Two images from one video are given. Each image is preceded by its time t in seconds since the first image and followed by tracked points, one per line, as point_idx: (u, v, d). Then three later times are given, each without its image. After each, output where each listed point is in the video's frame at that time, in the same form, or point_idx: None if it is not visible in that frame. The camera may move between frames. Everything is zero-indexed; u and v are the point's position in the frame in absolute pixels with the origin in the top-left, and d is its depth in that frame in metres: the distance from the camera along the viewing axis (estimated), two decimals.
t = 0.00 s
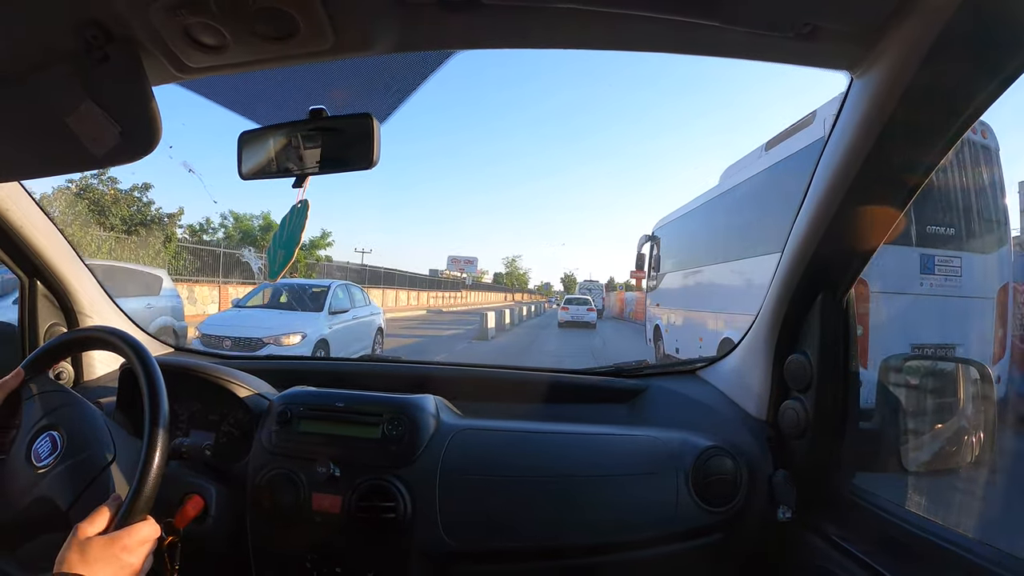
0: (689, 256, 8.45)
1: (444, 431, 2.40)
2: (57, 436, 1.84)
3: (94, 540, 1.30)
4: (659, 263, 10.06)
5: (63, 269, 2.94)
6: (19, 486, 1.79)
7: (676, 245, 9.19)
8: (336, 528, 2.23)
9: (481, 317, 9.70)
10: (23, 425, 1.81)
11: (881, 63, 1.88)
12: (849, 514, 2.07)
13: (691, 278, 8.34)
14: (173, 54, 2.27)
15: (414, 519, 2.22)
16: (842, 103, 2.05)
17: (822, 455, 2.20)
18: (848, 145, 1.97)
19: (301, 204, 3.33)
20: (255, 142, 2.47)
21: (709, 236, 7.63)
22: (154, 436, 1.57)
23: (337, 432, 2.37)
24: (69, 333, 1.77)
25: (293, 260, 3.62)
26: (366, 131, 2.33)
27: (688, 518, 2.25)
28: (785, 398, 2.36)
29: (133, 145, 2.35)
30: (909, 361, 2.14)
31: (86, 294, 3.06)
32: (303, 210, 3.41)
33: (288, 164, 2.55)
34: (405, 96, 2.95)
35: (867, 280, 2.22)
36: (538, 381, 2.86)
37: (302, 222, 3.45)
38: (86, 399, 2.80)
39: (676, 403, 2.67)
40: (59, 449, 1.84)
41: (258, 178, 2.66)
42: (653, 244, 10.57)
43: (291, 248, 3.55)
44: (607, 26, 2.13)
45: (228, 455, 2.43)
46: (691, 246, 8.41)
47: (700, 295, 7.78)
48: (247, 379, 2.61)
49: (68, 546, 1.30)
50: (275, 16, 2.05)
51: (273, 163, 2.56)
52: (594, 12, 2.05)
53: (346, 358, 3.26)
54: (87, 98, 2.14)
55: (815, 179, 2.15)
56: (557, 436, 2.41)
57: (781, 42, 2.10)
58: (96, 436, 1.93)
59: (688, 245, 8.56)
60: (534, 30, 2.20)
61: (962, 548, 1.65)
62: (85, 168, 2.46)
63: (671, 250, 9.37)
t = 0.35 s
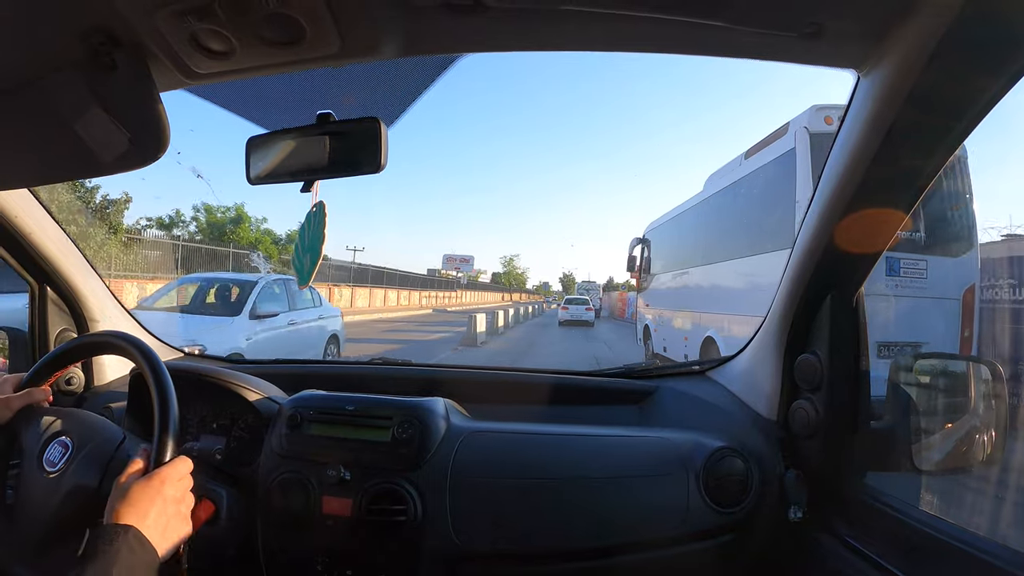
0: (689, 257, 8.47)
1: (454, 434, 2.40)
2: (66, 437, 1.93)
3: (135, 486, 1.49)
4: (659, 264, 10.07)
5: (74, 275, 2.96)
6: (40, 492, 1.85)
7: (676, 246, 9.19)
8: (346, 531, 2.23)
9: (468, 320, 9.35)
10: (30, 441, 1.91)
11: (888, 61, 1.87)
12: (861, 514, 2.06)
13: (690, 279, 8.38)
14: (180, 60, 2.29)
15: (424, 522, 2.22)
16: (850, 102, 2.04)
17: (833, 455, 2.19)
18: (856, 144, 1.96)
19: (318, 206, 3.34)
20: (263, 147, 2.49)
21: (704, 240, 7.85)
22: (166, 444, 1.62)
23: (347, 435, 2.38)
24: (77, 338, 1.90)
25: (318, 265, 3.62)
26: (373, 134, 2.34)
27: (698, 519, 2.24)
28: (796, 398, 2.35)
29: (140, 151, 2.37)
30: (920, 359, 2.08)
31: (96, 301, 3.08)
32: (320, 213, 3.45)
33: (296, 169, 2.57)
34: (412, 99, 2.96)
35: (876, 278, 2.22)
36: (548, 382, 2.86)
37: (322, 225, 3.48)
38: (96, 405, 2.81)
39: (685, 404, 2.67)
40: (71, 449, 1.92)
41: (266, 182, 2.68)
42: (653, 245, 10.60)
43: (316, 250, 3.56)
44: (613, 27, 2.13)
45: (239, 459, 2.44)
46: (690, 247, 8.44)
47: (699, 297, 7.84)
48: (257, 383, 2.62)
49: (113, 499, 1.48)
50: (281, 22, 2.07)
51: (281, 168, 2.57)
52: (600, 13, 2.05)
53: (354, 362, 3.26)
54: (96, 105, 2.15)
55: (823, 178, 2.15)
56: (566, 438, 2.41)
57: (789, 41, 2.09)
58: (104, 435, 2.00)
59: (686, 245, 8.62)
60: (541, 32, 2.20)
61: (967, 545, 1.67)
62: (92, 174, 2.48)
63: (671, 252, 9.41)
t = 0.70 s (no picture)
0: (681, 254, 8.53)
1: (456, 432, 2.40)
2: (70, 437, 1.94)
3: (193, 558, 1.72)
4: (652, 262, 10.14)
5: (74, 275, 2.96)
6: (42, 492, 1.86)
7: (667, 245, 9.27)
8: (349, 529, 2.24)
9: (450, 323, 8.11)
10: (34, 441, 1.94)
11: (888, 56, 1.87)
12: (863, 509, 2.06)
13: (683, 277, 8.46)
14: (180, 59, 2.28)
15: (427, 520, 2.22)
16: (851, 97, 2.04)
17: (835, 451, 2.19)
18: (857, 139, 1.96)
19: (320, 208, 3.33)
20: (264, 146, 2.48)
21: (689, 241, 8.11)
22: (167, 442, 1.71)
23: (349, 433, 2.38)
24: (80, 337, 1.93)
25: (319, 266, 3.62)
26: (374, 132, 2.34)
27: (701, 515, 2.24)
28: (798, 394, 2.35)
29: (141, 151, 2.36)
30: (921, 355, 2.05)
31: (98, 300, 3.08)
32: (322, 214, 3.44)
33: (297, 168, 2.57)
34: (412, 97, 2.96)
35: (879, 274, 2.21)
36: (550, 380, 2.87)
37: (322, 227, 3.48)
38: (99, 405, 2.82)
39: (687, 401, 2.67)
40: (75, 448, 1.92)
41: (267, 181, 2.68)
42: (646, 244, 10.68)
43: (316, 252, 3.55)
44: (614, 23, 2.12)
45: (242, 458, 2.45)
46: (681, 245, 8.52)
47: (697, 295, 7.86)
48: (260, 382, 2.62)
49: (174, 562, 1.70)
50: (281, 21, 2.06)
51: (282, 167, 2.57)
52: (601, 10, 2.04)
53: (356, 360, 3.26)
54: (96, 105, 2.14)
55: (824, 174, 2.14)
56: (569, 434, 2.41)
57: (790, 36, 2.08)
58: (107, 433, 2.00)
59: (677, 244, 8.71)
60: (541, 29, 2.20)
61: (969, 540, 1.68)
62: (93, 174, 2.47)
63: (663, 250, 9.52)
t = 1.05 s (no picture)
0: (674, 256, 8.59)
1: (457, 435, 2.40)
2: (70, 443, 1.94)
3: None
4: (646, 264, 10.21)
5: (75, 280, 2.96)
6: (42, 498, 1.86)
7: (659, 248, 9.34)
8: (350, 534, 2.23)
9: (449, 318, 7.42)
10: (34, 447, 1.93)
11: (886, 57, 1.87)
12: (865, 511, 2.06)
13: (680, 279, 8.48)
14: (180, 64, 2.29)
15: (428, 523, 2.22)
16: (848, 98, 2.04)
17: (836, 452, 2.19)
18: (855, 140, 1.96)
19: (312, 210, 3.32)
20: (263, 150, 2.49)
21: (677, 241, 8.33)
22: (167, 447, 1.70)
23: (349, 438, 2.38)
24: (79, 344, 1.93)
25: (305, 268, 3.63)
26: (372, 136, 2.34)
27: (703, 517, 2.24)
28: (798, 395, 2.35)
29: (140, 155, 2.37)
30: (921, 355, 2.03)
31: (98, 305, 3.08)
32: (314, 217, 3.45)
33: (297, 172, 2.58)
34: (411, 101, 2.96)
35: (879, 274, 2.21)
36: (550, 383, 2.86)
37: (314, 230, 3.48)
38: (99, 410, 2.81)
39: (688, 403, 2.67)
40: (74, 453, 1.92)
41: (266, 185, 2.68)
42: (639, 246, 10.75)
43: (303, 255, 3.58)
44: (612, 27, 2.13)
45: (243, 463, 2.44)
46: (672, 247, 8.62)
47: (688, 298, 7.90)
48: (260, 386, 2.62)
49: None
50: (279, 26, 2.07)
51: (281, 172, 2.58)
52: (599, 13, 2.05)
53: (355, 363, 3.27)
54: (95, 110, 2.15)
55: (823, 174, 2.14)
56: (570, 438, 2.41)
57: (787, 38, 2.09)
58: (106, 437, 2.00)
59: (668, 246, 8.86)
60: (539, 32, 2.20)
61: (972, 541, 1.67)
62: (93, 179, 2.48)
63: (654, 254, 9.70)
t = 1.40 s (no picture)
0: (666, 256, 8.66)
1: (459, 434, 2.40)
2: (71, 442, 1.94)
3: None
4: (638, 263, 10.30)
5: (77, 280, 2.96)
6: (46, 496, 1.87)
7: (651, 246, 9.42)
8: (353, 533, 2.24)
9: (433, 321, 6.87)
10: (38, 446, 1.94)
11: (888, 55, 1.87)
12: (867, 509, 2.05)
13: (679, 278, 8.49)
14: (180, 64, 2.29)
15: (430, 522, 2.22)
16: (849, 96, 2.04)
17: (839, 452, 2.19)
18: (856, 139, 1.96)
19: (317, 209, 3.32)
20: (264, 150, 2.49)
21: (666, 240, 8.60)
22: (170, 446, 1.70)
23: (351, 436, 2.38)
24: (82, 343, 1.92)
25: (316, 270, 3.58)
26: (374, 135, 2.34)
27: (705, 516, 2.24)
28: (800, 393, 2.34)
29: (142, 154, 2.37)
30: (923, 353, 2.01)
31: (99, 305, 3.08)
32: (320, 216, 3.45)
33: (298, 172, 2.57)
34: (413, 100, 2.96)
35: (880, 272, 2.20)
36: (552, 382, 2.87)
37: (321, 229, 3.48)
38: (101, 409, 2.81)
39: (689, 402, 2.67)
40: (76, 453, 1.93)
41: (268, 185, 2.68)
42: (631, 245, 10.83)
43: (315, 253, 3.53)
44: (612, 25, 2.13)
45: (245, 462, 2.44)
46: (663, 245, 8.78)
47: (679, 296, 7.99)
48: (261, 386, 2.62)
49: None
50: (280, 25, 2.07)
51: (282, 171, 2.58)
52: (600, 11, 2.05)
53: (356, 363, 3.27)
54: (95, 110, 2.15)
55: (824, 173, 2.14)
56: (571, 437, 2.41)
57: (789, 36, 2.09)
58: (109, 438, 2.01)
59: (655, 246, 9.13)
60: (540, 31, 2.20)
61: (975, 540, 1.66)
62: (95, 178, 2.48)
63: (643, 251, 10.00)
